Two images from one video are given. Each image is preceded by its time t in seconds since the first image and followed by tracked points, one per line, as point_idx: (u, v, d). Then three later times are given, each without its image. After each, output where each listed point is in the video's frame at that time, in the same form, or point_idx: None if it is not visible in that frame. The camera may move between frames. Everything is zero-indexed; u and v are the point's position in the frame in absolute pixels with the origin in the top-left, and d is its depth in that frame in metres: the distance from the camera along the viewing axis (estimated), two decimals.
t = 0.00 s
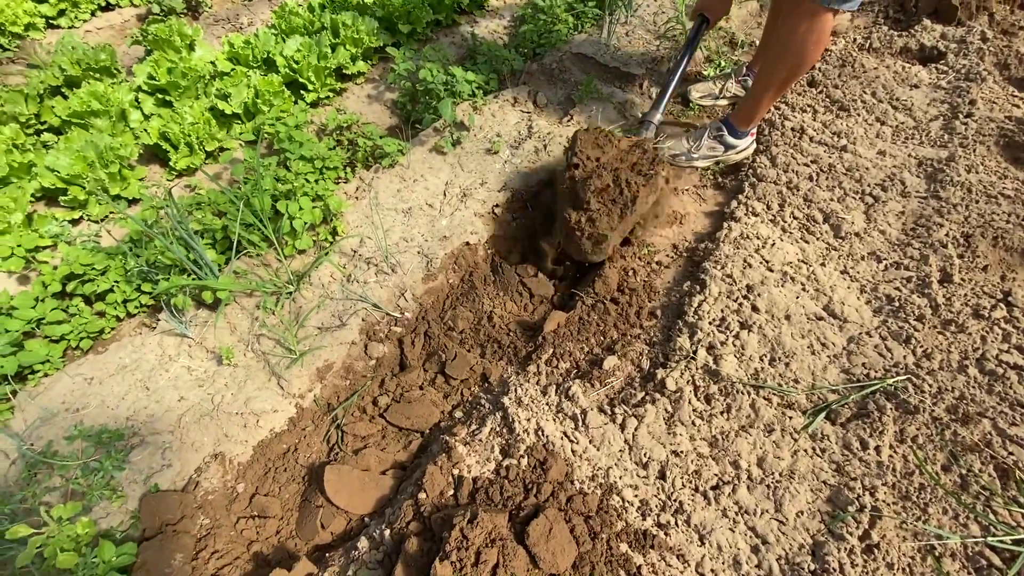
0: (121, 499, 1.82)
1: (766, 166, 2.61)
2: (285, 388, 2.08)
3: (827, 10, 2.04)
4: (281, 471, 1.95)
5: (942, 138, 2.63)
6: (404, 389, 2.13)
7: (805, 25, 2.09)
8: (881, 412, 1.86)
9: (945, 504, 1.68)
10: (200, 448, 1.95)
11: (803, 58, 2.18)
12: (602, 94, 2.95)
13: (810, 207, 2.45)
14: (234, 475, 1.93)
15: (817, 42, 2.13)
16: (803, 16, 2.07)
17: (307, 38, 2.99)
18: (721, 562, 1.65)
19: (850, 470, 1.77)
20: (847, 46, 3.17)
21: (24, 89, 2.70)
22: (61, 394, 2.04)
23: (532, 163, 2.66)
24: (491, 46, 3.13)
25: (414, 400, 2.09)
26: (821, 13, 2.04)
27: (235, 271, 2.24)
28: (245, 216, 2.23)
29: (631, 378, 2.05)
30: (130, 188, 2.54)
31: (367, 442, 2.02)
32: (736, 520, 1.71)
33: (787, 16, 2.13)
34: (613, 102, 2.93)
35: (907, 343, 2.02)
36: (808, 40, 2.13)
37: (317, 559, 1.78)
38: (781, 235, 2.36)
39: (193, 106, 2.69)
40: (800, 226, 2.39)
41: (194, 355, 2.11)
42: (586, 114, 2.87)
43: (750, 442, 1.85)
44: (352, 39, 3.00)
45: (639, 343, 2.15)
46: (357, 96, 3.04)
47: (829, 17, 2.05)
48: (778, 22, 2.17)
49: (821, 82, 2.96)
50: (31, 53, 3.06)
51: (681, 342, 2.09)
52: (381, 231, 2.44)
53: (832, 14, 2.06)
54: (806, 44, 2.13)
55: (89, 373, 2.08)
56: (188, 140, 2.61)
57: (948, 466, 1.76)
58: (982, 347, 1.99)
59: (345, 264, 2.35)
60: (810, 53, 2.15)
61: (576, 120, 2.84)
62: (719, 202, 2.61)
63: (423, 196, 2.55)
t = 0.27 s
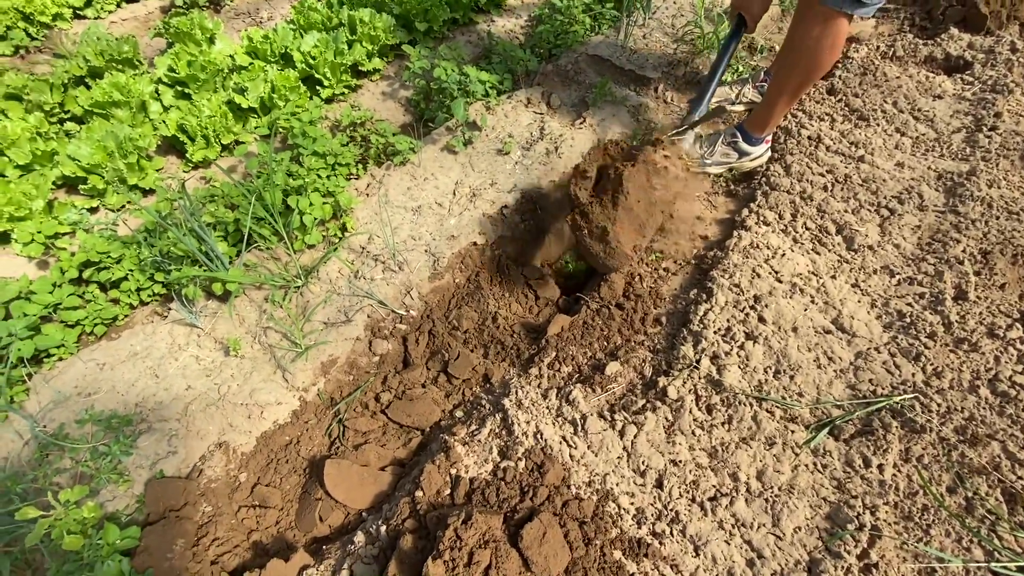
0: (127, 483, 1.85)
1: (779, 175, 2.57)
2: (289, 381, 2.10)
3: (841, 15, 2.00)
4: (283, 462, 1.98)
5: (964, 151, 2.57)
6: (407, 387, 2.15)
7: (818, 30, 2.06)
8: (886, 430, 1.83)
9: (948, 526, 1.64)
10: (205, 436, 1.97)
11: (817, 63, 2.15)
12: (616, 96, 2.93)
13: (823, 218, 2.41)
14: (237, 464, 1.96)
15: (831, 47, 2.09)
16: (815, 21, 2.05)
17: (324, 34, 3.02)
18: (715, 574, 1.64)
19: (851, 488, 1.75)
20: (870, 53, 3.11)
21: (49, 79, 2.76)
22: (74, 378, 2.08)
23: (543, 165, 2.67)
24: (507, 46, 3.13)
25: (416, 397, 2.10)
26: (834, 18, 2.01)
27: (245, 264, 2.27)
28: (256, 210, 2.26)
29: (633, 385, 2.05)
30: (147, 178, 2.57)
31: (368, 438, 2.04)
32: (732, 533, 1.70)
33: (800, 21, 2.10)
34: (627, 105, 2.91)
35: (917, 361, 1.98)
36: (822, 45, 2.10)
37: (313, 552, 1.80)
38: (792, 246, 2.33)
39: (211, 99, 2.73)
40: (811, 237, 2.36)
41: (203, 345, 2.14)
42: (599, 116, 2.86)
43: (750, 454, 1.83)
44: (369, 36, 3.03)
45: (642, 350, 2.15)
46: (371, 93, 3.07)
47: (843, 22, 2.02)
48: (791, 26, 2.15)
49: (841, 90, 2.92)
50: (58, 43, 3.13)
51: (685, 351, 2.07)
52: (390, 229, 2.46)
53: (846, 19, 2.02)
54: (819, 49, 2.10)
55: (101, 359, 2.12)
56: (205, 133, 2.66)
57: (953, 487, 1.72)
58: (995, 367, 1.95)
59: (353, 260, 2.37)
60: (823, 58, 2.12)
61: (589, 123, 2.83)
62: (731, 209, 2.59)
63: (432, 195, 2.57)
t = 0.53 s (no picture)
0: (123, 472, 1.88)
1: (788, 186, 2.54)
2: (287, 377, 2.12)
3: (859, 25, 1.96)
4: (277, 457, 1.99)
5: (981, 167, 2.50)
6: (403, 387, 2.16)
7: (836, 39, 2.02)
8: (884, 450, 1.80)
9: (944, 552, 1.61)
10: (202, 428, 1.99)
11: (832, 73, 2.10)
12: (625, 102, 2.92)
13: (831, 231, 2.37)
14: (231, 458, 1.97)
15: (847, 57, 2.05)
16: (833, 30, 2.00)
17: (337, 31, 3.03)
18: None
19: (846, 508, 1.71)
20: (889, 63, 3.05)
21: (66, 70, 2.81)
22: (77, 366, 2.11)
23: (549, 169, 2.67)
24: (518, 48, 3.13)
25: (411, 398, 2.10)
26: (852, 27, 1.97)
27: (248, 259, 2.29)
28: (260, 205, 2.27)
29: (629, 394, 2.03)
30: (157, 171, 2.61)
31: (361, 437, 2.04)
32: (722, 549, 1.68)
33: (818, 27, 2.05)
34: (636, 110, 2.89)
35: (920, 381, 1.94)
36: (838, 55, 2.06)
37: (302, 548, 1.81)
38: (798, 258, 2.30)
39: (222, 94, 2.76)
40: (818, 250, 2.32)
41: (203, 338, 2.16)
42: (608, 121, 2.84)
43: (744, 470, 1.81)
44: (381, 35, 3.04)
45: (640, 359, 2.13)
46: (381, 92, 3.09)
47: (861, 32, 1.97)
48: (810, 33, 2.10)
49: (856, 101, 2.86)
50: (77, 35, 3.19)
51: (683, 362, 2.05)
52: (392, 228, 2.46)
53: (865, 29, 1.98)
54: (835, 58, 2.06)
55: (104, 348, 2.15)
56: (215, 127, 2.69)
57: (952, 512, 1.68)
58: (1002, 391, 1.90)
59: (355, 258, 2.38)
60: (838, 68, 2.08)
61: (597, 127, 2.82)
62: (737, 219, 2.55)
63: (436, 196, 2.57)
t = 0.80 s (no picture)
0: (112, 464, 1.88)
1: (795, 199, 2.49)
2: (279, 375, 2.11)
3: (851, 38, 1.91)
4: (266, 455, 1.99)
5: (996, 184, 2.44)
6: (395, 389, 2.15)
7: (829, 51, 1.98)
8: (881, 474, 1.75)
9: None
10: (192, 423, 2.00)
11: (827, 85, 2.06)
12: (632, 108, 2.89)
13: (837, 246, 2.32)
14: (220, 454, 1.97)
15: (843, 70, 2.00)
16: (826, 42, 1.96)
17: (346, 29, 3.03)
18: None
19: (838, 533, 1.67)
20: (905, 75, 2.98)
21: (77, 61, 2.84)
22: (73, 356, 2.11)
23: (552, 174, 2.65)
24: (527, 50, 3.11)
25: (402, 400, 2.10)
26: (844, 40, 1.92)
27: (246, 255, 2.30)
28: (259, 202, 2.27)
29: (621, 406, 2.00)
30: (162, 164, 2.62)
31: (350, 438, 2.03)
32: (708, 569, 1.64)
33: (813, 39, 2.02)
34: (643, 117, 2.86)
35: (922, 405, 1.88)
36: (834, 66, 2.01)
37: (285, 548, 1.80)
38: (801, 272, 2.25)
39: (229, 89, 2.77)
40: (822, 264, 2.27)
41: (198, 333, 2.16)
42: (614, 127, 2.81)
43: (734, 488, 1.76)
44: (390, 34, 3.04)
45: (635, 370, 2.10)
46: (388, 91, 3.09)
47: (854, 44, 1.92)
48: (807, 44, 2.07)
49: (869, 113, 2.80)
50: (91, 26, 3.22)
51: (678, 375, 2.02)
52: (391, 228, 2.46)
53: (859, 41, 1.92)
54: (830, 70, 2.01)
55: (100, 339, 2.15)
56: (221, 122, 2.71)
57: (949, 541, 1.63)
58: (1006, 417, 1.86)
59: (353, 258, 2.38)
60: (834, 80, 2.03)
61: (602, 132, 2.79)
62: (742, 230, 2.51)
63: (438, 197, 2.56)
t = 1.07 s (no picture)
0: (95, 453, 1.90)
1: (795, 211, 2.44)
2: (264, 371, 2.11)
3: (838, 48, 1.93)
4: (248, 451, 1.99)
5: (1003, 203, 2.37)
6: (380, 389, 2.14)
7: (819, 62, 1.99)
8: (867, 497, 1.70)
9: None
10: (176, 416, 2.01)
11: (820, 94, 2.07)
12: (634, 114, 2.87)
13: (835, 260, 2.27)
14: (203, 448, 1.98)
15: (835, 78, 2.01)
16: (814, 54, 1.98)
17: (351, 28, 3.04)
18: None
19: (819, 555, 1.63)
20: (916, 88, 2.92)
21: (86, 53, 2.88)
22: (64, 344, 2.13)
23: (549, 178, 2.63)
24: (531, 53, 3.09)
25: (386, 401, 2.09)
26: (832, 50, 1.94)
27: (239, 251, 2.31)
28: (253, 198, 2.28)
29: (606, 416, 1.97)
30: (164, 157, 2.65)
31: (333, 437, 2.03)
32: None
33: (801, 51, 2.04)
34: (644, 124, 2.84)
35: (914, 427, 1.84)
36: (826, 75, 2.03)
37: (261, 545, 1.80)
38: (796, 287, 2.21)
39: (232, 85, 2.79)
40: (819, 279, 2.22)
41: (188, 326, 2.17)
42: (614, 133, 2.81)
43: (715, 505, 1.73)
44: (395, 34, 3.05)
45: (622, 380, 2.07)
46: (392, 91, 3.10)
47: (843, 54, 1.93)
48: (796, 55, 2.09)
49: (877, 125, 2.74)
50: (102, 19, 3.26)
51: (665, 386, 1.99)
52: (385, 228, 2.46)
53: (847, 51, 1.94)
54: (821, 79, 2.03)
55: (92, 328, 2.17)
56: (223, 117, 2.73)
57: (934, 569, 1.58)
58: (1003, 443, 1.79)
59: (345, 256, 2.38)
60: (826, 88, 2.04)
61: (603, 138, 2.78)
62: (739, 242, 2.47)
63: (433, 198, 2.56)
